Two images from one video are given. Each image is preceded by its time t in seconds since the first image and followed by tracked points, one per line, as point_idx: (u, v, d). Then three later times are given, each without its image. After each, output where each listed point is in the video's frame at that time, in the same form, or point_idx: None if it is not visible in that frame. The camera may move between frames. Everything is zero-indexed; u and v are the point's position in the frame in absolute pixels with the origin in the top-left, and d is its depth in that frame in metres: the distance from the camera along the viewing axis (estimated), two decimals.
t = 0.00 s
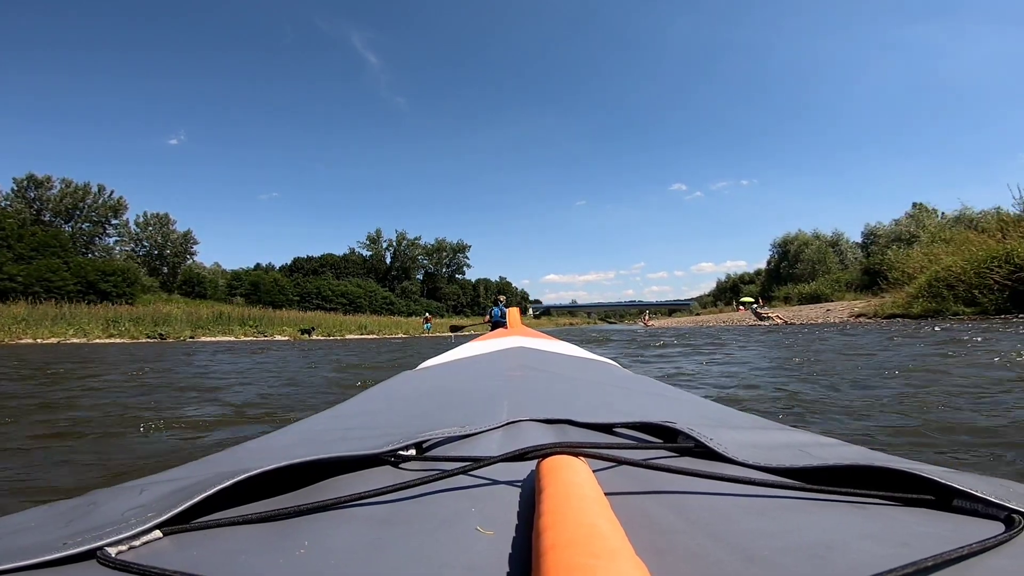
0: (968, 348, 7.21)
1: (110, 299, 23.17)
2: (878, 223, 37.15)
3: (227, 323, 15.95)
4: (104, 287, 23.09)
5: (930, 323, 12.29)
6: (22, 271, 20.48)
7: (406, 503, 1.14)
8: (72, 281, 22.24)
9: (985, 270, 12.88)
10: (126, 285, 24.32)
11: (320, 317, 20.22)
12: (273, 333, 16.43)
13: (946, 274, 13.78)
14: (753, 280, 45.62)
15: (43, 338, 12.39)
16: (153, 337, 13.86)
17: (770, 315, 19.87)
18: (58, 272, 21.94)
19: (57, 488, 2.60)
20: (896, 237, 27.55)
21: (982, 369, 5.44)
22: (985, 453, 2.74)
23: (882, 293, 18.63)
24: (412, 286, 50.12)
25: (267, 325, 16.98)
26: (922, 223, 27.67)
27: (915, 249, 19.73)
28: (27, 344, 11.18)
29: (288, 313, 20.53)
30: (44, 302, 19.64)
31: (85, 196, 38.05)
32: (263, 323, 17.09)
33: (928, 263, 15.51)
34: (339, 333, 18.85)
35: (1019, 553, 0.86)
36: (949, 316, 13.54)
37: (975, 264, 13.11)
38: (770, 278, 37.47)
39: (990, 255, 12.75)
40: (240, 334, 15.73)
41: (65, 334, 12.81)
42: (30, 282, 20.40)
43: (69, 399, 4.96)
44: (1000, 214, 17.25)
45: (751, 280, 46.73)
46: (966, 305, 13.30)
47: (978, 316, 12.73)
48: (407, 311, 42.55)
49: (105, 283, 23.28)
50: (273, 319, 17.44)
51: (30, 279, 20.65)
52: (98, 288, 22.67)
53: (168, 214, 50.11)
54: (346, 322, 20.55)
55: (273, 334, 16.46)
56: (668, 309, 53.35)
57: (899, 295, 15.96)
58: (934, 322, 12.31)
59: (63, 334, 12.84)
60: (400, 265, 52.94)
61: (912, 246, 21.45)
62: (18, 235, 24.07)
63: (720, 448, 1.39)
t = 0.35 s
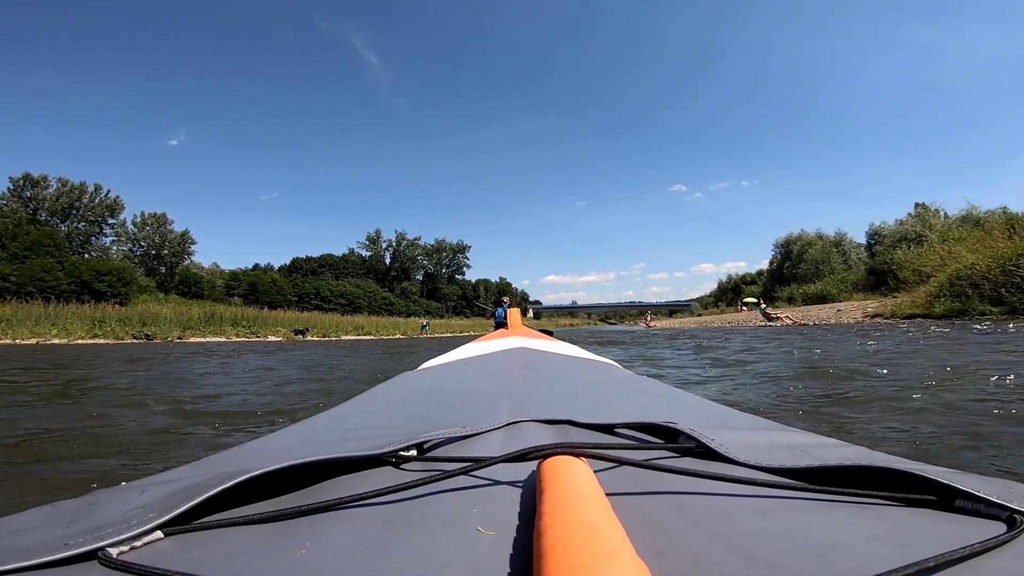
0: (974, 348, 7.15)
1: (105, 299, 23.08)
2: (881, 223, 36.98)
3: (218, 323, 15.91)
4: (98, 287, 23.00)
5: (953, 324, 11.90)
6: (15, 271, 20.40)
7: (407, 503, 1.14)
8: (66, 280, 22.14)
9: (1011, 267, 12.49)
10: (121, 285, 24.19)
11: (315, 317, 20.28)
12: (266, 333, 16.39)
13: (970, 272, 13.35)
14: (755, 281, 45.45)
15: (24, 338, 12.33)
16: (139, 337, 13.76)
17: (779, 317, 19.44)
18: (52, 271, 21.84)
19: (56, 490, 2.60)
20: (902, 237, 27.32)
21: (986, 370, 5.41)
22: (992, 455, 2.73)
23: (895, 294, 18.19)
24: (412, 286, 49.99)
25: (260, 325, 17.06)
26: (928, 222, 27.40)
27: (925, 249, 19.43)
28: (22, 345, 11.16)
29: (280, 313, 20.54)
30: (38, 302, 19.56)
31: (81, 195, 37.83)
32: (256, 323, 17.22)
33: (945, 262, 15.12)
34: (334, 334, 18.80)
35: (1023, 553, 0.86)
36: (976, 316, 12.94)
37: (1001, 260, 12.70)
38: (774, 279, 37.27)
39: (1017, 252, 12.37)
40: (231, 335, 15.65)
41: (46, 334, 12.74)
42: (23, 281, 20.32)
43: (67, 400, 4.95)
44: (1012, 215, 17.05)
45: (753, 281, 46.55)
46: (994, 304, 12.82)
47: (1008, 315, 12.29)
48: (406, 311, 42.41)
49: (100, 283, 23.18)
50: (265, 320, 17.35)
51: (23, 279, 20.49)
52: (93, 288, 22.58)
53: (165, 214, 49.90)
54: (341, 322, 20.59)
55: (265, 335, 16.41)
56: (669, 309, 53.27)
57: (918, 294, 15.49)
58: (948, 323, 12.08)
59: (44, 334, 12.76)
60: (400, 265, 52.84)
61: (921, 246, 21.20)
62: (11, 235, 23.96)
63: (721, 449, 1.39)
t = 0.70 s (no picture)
0: (976, 348, 7.13)
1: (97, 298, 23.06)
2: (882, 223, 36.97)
3: (208, 322, 15.87)
4: (90, 285, 22.94)
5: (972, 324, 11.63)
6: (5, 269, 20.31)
7: (411, 504, 1.14)
8: (58, 279, 22.04)
9: None
10: (113, 283, 24.14)
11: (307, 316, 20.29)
12: (255, 333, 16.32)
13: (995, 270, 12.97)
14: (756, 282, 45.40)
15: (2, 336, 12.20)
16: (122, 336, 13.63)
17: (788, 318, 19.09)
18: (43, 270, 21.74)
19: (54, 492, 2.58)
20: (906, 237, 27.15)
21: (988, 369, 5.40)
22: (996, 455, 2.73)
23: (907, 295, 17.82)
24: (410, 287, 50.02)
25: (252, 324, 17.05)
26: (933, 223, 27.23)
27: (933, 249, 19.20)
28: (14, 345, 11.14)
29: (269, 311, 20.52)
30: (29, 300, 19.51)
31: (76, 193, 37.60)
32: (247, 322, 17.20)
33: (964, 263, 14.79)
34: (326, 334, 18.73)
35: None
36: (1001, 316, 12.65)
37: None
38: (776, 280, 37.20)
39: None
40: (221, 334, 15.61)
41: (26, 333, 12.61)
42: (13, 279, 20.25)
43: (66, 401, 4.96)
44: (1020, 217, 16.98)
45: (753, 282, 46.49)
46: (1019, 304, 12.48)
47: None
48: (404, 311, 42.42)
49: (92, 281, 23.13)
50: (257, 319, 17.36)
51: (14, 277, 20.40)
52: (85, 286, 22.51)
53: (160, 212, 49.64)
54: (335, 322, 20.55)
55: (256, 335, 16.41)
56: (668, 309, 53.25)
57: (934, 293, 15.11)
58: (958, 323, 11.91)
59: (24, 333, 12.64)
60: (398, 265, 52.85)
61: (928, 246, 20.98)
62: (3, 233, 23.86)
63: (724, 449, 1.39)
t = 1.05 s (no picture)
0: (978, 348, 7.11)
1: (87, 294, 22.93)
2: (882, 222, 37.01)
3: (196, 321, 15.72)
4: (81, 282, 22.82)
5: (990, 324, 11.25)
6: None
7: (411, 504, 1.14)
8: (48, 275, 21.86)
9: None
10: (104, 280, 24.03)
11: (301, 314, 20.23)
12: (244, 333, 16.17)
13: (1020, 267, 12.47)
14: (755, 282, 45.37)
15: None
16: (101, 335, 13.40)
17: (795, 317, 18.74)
18: (34, 266, 21.57)
19: (50, 492, 2.57)
20: (908, 237, 27.09)
21: (989, 370, 5.39)
22: (995, 456, 2.72)
23: (918, 296, 17.52)
24: (408, 286, 49.98)
25: (241, 322, 16.97)
26: (936, 224, 27.15)
27: (939, 249, 19.04)
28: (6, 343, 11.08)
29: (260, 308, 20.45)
30: (20, 295, 19.39)
31: (69, 189, 37.31)
32: (236, 320, 17.11)
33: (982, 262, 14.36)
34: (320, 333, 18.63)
35: None
36: None
37: None
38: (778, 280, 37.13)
39: None
40: (207, 333, 15.51)
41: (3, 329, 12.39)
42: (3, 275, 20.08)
43: (62, 400, 4.95)
44: None
45: (752, 282, 46.48)
46: None
47: None
48: (401, 310, 42.38)
49: (83, 278, 23.02)
50: (246, 318, 17.27)
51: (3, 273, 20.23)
52: (75, 283, 22.36)
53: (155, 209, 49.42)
54: (330, 321, 20.47)
55: (245, 333, 16.35)
56: (667, 309, 53.20)
57: (951, 292, 14.60)
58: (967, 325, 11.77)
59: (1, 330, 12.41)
60: (396, 264, 52.82)
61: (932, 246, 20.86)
62: None
63: (723, 449, 1.39)
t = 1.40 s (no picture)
0: (979, 348, 7.10)
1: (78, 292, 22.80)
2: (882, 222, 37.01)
3: (183, 319, 15.59)
4: (72, 279, 22.71)
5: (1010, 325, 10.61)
6: None
7: (411, 504, 1.14)
8: (38, 273, 21.65)
9: None
10: (95, 278, 23.88)
11: (294, 312, 20.14)
12: (233, 332, 16.04)
13: None
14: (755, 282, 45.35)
15: None
16: (80, 333, 13.20)
17: (804, 318, 18.42)
18: (24, 263, 21.36)
19: (48, 492, 2.57)
20: (912, 238, 26.96)
21: (991, 370, 5.38)
22: (997, 457, 2.71)
23: (929, 296, 17.24)
24: (405, 285, 49.98)
25: (231, 321, 16.90)
26: (941, 224, 26.98)
27: (947, 248, 18.86)
28: None
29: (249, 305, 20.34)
30: (10, 292, 19.22)
31: (62, 186, 36.98)
32: (225, 318, 17.00)
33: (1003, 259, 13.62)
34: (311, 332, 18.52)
35: None
36: None
37: None
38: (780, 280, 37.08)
39: None
40: (194, 331, 15.40)
41: None
42: None
43: (60, 400, 4.95)
44: None
45: (752, 282, 46.47)
46: None
47: None
48: (399, 309, 42.36)
49: (73, 276, 22.87)
50: (237, 317, 17.18)
51: None
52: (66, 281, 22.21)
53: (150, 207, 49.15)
54: (323, 320, 20.36)
55: (234, 332, 16.27)
56: (666, 309, 53.05)
57: (969, 290, 13.76)
58: (981, 325, 11.56)
59: None
60: (393, 263, 52.82)
61: (939, 245, 20.64)
62: None
63: (722, 449, 1.39)
